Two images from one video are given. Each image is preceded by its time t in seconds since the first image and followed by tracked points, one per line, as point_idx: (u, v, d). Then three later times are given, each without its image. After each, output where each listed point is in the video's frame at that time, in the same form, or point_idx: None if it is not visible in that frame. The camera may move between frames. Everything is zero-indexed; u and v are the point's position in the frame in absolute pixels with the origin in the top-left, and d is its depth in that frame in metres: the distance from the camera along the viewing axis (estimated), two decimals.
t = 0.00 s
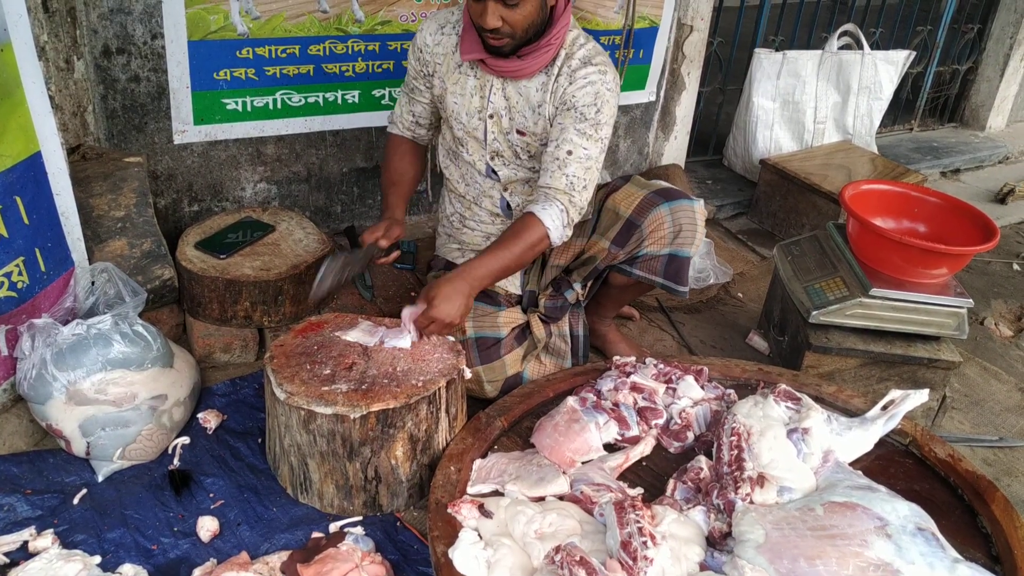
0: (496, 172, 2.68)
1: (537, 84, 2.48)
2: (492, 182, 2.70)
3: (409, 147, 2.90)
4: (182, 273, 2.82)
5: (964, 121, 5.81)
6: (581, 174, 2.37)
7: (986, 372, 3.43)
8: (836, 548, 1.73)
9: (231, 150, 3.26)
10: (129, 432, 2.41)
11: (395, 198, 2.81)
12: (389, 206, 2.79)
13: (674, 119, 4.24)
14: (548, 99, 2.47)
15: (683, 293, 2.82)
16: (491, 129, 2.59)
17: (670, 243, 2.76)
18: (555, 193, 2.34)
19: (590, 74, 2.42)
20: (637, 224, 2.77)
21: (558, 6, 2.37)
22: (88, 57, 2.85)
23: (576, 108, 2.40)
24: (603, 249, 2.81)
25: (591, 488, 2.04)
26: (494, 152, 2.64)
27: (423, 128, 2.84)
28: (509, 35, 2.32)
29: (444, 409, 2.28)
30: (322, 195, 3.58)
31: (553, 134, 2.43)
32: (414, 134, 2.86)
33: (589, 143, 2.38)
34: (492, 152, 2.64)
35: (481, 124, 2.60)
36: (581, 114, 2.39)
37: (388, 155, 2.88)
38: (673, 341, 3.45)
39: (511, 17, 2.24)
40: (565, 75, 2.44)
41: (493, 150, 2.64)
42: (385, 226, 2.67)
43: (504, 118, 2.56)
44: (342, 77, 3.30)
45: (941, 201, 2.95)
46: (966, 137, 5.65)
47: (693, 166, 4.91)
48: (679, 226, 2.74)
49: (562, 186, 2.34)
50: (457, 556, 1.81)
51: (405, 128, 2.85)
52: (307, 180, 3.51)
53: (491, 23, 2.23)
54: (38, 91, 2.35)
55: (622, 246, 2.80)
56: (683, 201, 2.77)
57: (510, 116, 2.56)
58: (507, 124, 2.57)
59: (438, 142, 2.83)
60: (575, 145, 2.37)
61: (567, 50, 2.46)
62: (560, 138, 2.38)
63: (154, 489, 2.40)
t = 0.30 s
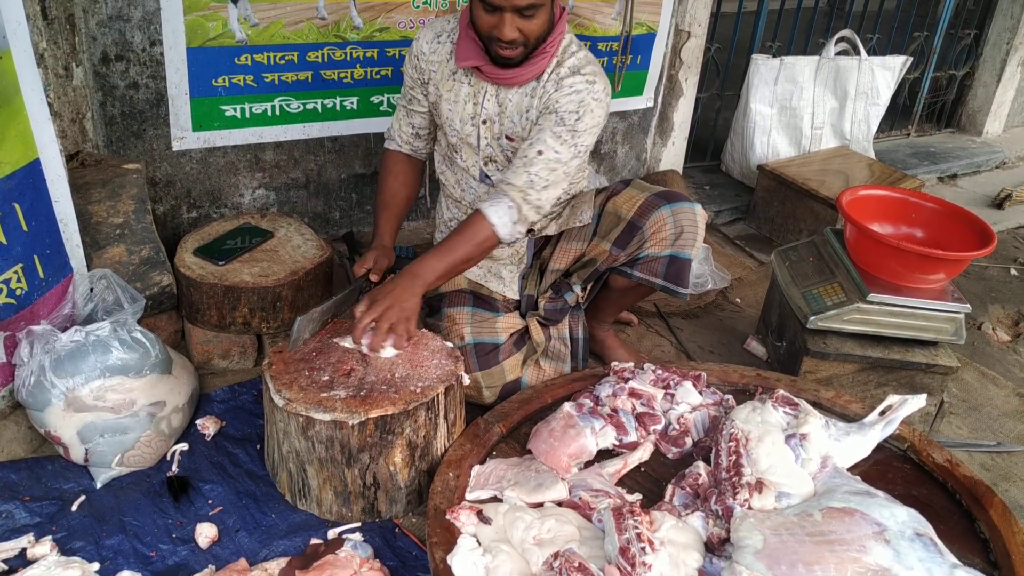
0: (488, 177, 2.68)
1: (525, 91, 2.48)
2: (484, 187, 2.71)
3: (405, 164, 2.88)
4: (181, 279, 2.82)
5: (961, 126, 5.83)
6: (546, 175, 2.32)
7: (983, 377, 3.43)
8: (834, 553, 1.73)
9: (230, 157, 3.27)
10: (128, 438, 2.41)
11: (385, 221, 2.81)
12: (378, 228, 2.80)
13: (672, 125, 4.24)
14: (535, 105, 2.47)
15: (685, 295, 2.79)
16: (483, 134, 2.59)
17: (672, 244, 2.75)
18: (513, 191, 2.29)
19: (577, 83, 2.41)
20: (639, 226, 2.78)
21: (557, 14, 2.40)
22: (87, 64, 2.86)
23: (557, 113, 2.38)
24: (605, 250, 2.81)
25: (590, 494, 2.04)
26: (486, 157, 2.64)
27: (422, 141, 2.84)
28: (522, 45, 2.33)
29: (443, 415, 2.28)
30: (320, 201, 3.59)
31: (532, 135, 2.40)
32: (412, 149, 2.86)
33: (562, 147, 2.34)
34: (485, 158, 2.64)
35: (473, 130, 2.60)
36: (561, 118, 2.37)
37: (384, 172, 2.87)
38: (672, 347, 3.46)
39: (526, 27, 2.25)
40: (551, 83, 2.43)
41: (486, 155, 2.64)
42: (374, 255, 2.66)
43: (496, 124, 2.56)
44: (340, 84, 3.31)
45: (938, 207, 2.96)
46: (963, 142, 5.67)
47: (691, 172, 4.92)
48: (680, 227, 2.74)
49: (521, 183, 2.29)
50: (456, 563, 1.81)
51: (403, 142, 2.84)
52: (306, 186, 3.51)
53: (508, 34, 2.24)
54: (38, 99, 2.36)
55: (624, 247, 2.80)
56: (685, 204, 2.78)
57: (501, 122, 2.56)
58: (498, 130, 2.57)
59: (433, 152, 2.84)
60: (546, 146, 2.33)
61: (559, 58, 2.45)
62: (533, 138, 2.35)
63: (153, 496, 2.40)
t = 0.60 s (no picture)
0: (488, 188, 2.69)
1: (526, 106, 2.51)
2: (483, 198, 2.73)
3: (393, 176, 2.89)
4: (176, 291, 2.81)
5: (953, 137, 5.86)
6: (581, 195, 2.51)
7: (977, 387, 3.44)
8: (829, 563, 1.74)
9: (225, 168, 3.28)
10: (123, 450, 2.41)
11: (374, 233, 2.81)
12: (368, 241, 2.80)
13: (666, 136, 4.26)
14: (538, 120, 2.51)
15: (688, 294, 2.82)
16: (481, 149, 2.61)
17: (675, 243, 2.78)
18: (561, 214, 2.52)
19: (580, 96, 2.47)
20: (643, 225, 2.80)
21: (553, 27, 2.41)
22: (83, 76, 2.87)
23: (569, 132, 2.47)
24: (608, 249, 2.83)
25: (586, 505, 2.05)
26: (483, 170, 2.66)
27: (408, 154, 2.84)
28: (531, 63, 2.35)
29: (439, 426, 2.28)
30: (316, 212, 3.59)
31: (549, 155, 2.51)
32: (398, 162, 2.86)
33: (586, 163, 2.50)
34: (482, 171, 2.66)
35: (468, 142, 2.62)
36: (575, 137, 2.47)
37: (371, 185, 2.88)
38: (667, 357, 3.47)
39: (536, 46, 2.26)
40: (556, 97, 2.48)
41: (483, 169, 2.66)
42: (365, 266, 2.69)
43: (493, 139, 2.59)
44: (336, 95, 3.32)
45: (931, 217, 2.98)
46: (956, 152, 5.70)
47: (685, 182, 4.94)
48: (684, 226, 2.78)
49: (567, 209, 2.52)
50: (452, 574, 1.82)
51: (389, 155, 2.84)
52: (301, 198, 3.52)
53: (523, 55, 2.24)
54: (33, 111, 2.36)
55: (627, 246, 2.82)
56: (688, 203, 2.82)
57: (500, 136, 2.58)
58: (497, 144, 2.60)
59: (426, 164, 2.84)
60: (573, 167, 2.49)
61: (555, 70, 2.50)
62: (558, 161, 2.49)
63: (148, 508, 2.39)
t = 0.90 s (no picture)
0: (490, 196, 2.72)
1: (527, 110, 2.56)
2: (486, 206, 2.75)
3: (385, 186, 2.89)
4: (169, 296, 2.82)
5: (945, 142, 5.89)
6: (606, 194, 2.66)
7: (969, 391, 3.46)
8: (821, 567, 1.74)
9: (219, 174, 3.28)
10: (116, 456, 2.41)
11: (369, 244, 2.82)
12: (366, 251, 2.80)
13: (660, 142, 4.28)
14: (546, 126, 2.57)
15: (695, 289, 2.79)
16: (482, 157, 2.63)
17: (684, 239, 2.80)
18: (600, 219, 2.64)
19: (588, 99, 2.56)
20: (652, 223, 2.86)
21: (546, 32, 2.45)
22: (76, 82, 2.87)
23: (586, 137, 2.58)
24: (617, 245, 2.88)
25: (579, 510, 2.05)
26: (485, 179, 2.68)
27: (400, 164, 2.85)
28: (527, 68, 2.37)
29: (432, 431, 2.28)
30: (310, 218, 3.60)
31: (567, 161, 2.61)
32: (390, 172, 2.86)
33: (604, 163, 2.64)
34: (484, 179, 2.68)
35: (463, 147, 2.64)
36: (591, 142, 2.59)
37: (364, 195, 2.88)
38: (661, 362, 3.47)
39: (531, 48, 2.28)
40: (566, 102, 2.55)
41: (486, 177, 2.67)
42: (362, 277, 2.66)
43: (494, 148, 2.62)
44: (330, 101, 3.33)
45: (923, 223, 3.00)
46: (948, 157, 5.73)
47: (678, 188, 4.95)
48: (693, 223, 2.81)
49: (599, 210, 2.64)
50: None
51: (381, 166, 2.84)
52: (295, 204, 3.53)
53: (519, 58, 2.27)
54: (27, 119, 2.36)
55: (636, 244, 2.87)
56: (696, 202, 2.87)
57: (501, 143, 2.62)
58: (498, 151, 2.63)
59: (421, 172, 2.86)
60: (595, 170, 2.61)
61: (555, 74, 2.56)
62: (581, 168, 2.60)
63: (141, 513, 2.39)
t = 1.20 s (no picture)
0: (478, 192, 2.70)
1: (522, 110, 2.53)
2: (474, 204, 2.74)
3: (383, 173, 2.89)
4: (161, 296, 2.82)
5: (940, 143, 5.90)
6: (571, 210, 2.45)
7: (963, 391, 3.46)
8: (813, 566, 1.74)
9: (212, 174, 3.28)
10: (107, 456, 2.40)
11: (362, 227, 2.83)
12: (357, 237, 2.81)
13: (654, 142, 4.28)
14: (531, 127, 2.53)
15: (685, 297, 2.82)
16: (474, 151, 2.62)
17: (674, 246, 2.80)
18: (553, 236, 2.41)
19: (576, 110, 2.51)
20: (643, 228, 2.85)
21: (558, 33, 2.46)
22: (68, 82, 2.87)
23: (565, 144, 2.49)
24: (607, 252, 2.86)
25: (571, 509, 2.04)
26: (474, 173, 2.66)
27: (399, 151, 2.84)
28: (532, 62, 2.36)
29: (424, 431, 2.28)
30: (302, 218, 3.60)
31: (540, 166, 2.50)
32: (389, 159, 2.86)
33: (576, 178, 2.48)
34: (474, 173, 2.66)
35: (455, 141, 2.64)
36: (569, 150, 2.49)
37: (361, 179, 2.88)
38: (654, 362, 3.47)
39: (540, 42, 2.28)
40: (551, 107, 2.51)
41: (474, 171, 2.66)
42: (355, 262, 2.67)
43: (487, 141, 2.60)
44: (323, 101, 3.33)
45: (915, 222, 3.00)
46: (942, 158, 5.74)
47: (672, 189, 4.95)
48: (684, 229, 2.81)
49: (556, 226, 2.42)
50: None
51: (381, 152, 2.84)
52: (288, 204, 3.52)
53: (527, 50, 2.26)
54: (17, 116, 2.36)
55: (626, 249, 2.85)
56: (688, 209, 2.87)
57: (493, 139, 2.60)
58: (490, 147, 2.61)
59: (418, 162, 2.83)
60: (563, 181, 2.45)
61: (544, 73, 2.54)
62: (549, 173, 2.46)
63: (132, 514, 2.38)
